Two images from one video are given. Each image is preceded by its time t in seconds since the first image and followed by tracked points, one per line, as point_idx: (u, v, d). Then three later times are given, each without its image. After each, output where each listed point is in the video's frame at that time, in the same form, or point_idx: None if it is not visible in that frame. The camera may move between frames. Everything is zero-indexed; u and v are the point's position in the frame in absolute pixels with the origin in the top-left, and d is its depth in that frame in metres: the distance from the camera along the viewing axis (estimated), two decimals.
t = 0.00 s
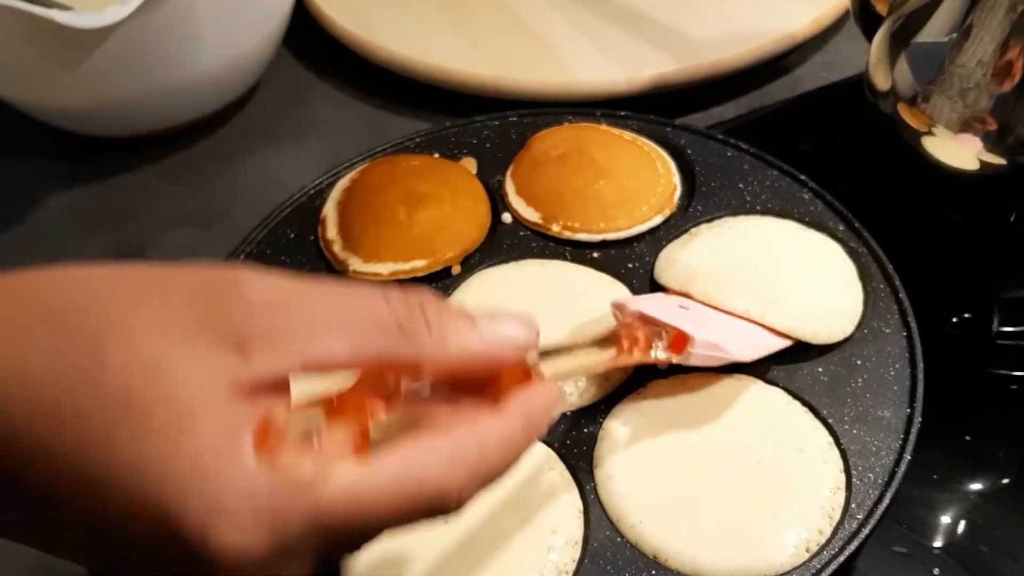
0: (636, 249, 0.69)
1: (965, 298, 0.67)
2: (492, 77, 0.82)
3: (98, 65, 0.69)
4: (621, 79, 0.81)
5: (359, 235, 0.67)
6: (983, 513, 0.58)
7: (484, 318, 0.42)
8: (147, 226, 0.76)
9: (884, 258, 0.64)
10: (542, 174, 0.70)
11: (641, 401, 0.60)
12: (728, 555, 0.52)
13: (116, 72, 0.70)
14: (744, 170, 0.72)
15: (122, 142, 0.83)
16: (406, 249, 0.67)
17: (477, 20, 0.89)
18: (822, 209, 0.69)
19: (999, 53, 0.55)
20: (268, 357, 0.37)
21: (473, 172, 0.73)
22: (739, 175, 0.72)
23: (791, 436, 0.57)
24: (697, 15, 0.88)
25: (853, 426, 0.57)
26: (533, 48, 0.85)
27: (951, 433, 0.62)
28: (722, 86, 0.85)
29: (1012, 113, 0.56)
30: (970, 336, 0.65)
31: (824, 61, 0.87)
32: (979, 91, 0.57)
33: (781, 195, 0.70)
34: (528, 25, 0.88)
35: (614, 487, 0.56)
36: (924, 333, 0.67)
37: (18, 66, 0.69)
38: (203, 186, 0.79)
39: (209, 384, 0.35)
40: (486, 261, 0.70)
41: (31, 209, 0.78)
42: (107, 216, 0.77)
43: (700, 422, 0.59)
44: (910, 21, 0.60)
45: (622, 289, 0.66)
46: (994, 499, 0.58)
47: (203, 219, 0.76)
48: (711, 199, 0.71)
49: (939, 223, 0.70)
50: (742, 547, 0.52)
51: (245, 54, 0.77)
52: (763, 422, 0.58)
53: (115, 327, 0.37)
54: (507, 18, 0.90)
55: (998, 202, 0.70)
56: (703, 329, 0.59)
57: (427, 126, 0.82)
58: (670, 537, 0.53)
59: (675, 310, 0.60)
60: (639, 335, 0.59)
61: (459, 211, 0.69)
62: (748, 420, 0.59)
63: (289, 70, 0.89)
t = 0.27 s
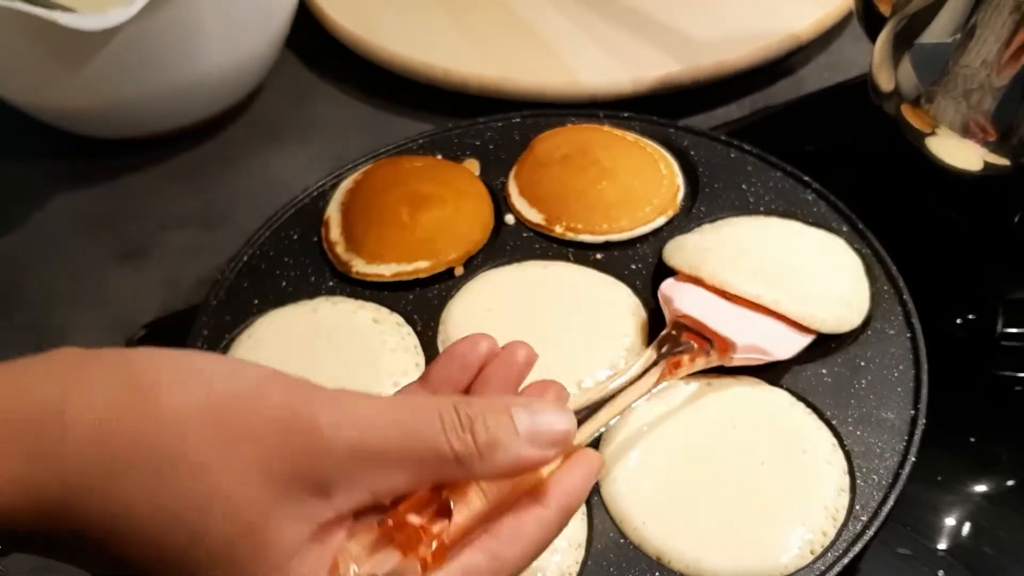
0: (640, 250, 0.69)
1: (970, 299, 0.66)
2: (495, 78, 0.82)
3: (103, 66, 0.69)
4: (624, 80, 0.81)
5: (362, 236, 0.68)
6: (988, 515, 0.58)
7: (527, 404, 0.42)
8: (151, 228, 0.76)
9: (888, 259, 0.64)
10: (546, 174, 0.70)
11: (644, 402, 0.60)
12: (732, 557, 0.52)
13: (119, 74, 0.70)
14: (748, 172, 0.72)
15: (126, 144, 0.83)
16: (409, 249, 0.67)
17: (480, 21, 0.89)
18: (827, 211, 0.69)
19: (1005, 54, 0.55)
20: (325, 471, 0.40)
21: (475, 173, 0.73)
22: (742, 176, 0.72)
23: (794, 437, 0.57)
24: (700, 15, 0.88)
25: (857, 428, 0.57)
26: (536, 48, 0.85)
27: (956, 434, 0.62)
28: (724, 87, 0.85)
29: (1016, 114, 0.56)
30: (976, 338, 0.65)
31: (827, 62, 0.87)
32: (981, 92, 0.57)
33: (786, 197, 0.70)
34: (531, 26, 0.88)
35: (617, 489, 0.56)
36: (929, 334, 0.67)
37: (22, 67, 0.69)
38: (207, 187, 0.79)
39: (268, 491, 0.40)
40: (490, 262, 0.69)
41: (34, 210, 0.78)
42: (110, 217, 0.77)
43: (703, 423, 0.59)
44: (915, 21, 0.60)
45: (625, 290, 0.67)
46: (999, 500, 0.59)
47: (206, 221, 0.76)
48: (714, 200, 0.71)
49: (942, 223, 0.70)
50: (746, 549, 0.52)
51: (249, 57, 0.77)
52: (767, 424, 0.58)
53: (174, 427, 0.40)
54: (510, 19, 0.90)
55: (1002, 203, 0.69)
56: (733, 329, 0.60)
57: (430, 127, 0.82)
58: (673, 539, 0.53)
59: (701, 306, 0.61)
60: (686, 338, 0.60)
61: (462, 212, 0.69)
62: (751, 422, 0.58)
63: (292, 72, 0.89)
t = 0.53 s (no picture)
0: (642, 253, 0.70)
1: (969, 302, 0.67)
2: (499, 82, 0.82)
3: (110, 70, 0.70)
4: (626, 84, 0.81)
5: (367, 239, 0.68)
6: (987, 516, 0.59)
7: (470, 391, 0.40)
8: (157, 230, 0.77)
9: (887, 260, 0.64)
10: (548, 178, 0.71)
11: (647, 405, 0.61)
12: (733, 557, 0.52)
13: (126, 77, 0.71)
14: (749, 175, 0.72)
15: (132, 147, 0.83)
16: (413, 252, 0.68)
17: (483, 25, 0.90)
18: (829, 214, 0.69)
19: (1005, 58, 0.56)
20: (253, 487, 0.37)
21: (479, 176, 0.74)
22: (744, 179, 0.72)
23: (795, 438, 0.58)
24: (701, 19, 0.89)
25: (857, 429, 0.58)
26: (538, 52, 0.86)
27: (955, 435, 0.63)
28: (725, 91, 0.86)
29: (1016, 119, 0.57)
30: (976, 340, 0.65)
31: (827, 66, 0.88)
32: (981, 97, 0.58)
33: (784, 199, 0.70)
34: (534, 30, 0.89)
35: (619, 489, 0.57)
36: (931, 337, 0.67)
37: (30, 71, 0.70)
38: (212, 190, 0.80)
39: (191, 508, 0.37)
40: (493, 265, 0.70)
41: (41, 213, 0.79)
42: (116, 220, 0.78)
43: (705, 424, 0.59)
44: (915, 26, 0.60)
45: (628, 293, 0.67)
46: (998, 501, 0.59)
47: (212, 223, 0.77)
48: (716, 203, 0.71)
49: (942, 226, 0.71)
50: (748, 549, 0.53)
51: (253, 60, 0.78)
52: (768, 425, 0.59)
53: (139, 464, 0.38)
54: (512, 22, 0.90)
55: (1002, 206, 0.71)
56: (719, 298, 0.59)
57: (433, 130, 0.83)
58: (676, 539, 0.54)
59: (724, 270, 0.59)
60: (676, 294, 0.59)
61: (466, 215, 0.70)
62: (753, 424, 0.59)
63: (296, 75, 0.90)
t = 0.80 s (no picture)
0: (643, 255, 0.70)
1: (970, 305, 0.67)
2: (499, 84, 0.82)
3: (111, 72, 0.70)
4: (627, 86, 0.81)
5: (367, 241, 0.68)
6: (988, 519, 0.59)
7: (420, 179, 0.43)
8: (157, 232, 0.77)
9: (888, 264, 0.64)
10: (549, 180, 0.71)
11: (647, 408, 0.61)
12: (734, 561, 0.52)
13: (127, 79, 0.71)
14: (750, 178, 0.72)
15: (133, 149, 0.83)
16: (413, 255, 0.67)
17: (485, 27, 0.90)
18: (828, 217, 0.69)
19: (1005, 61, 0.56)
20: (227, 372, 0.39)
21: (480, 178, 0.73)
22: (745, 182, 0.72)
23: (796, 442, 0.58)
24: (702, 21, 0.89)
25: (858, 433, 0.58)
26: (539, 54, 0.86)
27: (956, 438, 0.63)
28: (726, 93, 0.86)
29: (1016, 122, 0.56)
30: (977, 343, 0.65)
31: (829, 68, 0.87)
32: (982, 100, 0.57)
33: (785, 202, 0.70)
34: (535, 32, 0.89)
35: (620, 492, 0.57)
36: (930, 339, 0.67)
37: (30, 74, 0.70)
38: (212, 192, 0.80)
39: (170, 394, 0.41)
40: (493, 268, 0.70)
41: (41, 215, 0.79)
42: (116, 221, 0.78)
43: (705, 428, 0.59)
44: (917, 29, 0.61)
45: (628, 295, 0.67)
46: (999, 504, 0.59)
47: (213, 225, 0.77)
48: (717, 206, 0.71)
49: (943, 229, 0.71)
50: (749, 553, 0.53)
51: (254, 62, 0.78)
52: (769, 429, 0.59)
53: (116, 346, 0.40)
54: (513, 24, 0.90)
55: (1003, 207, 0.71)
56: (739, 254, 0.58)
57: (434, 132, 0.83)
58: (677, 543, 0.54)
59: (734, 222, 0.57)
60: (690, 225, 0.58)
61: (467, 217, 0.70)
62: (754, 427, 0.59)
63: (298, 77, 0.90)
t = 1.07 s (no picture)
0: (645, 252, 0.70)
1: (971, 302, 0.67)
2: (501, 81, 0.82)
3: (111, 69, 0.70)
4: (629, 83, 0.81)
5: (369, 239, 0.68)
6: (991, 515, 0.59)
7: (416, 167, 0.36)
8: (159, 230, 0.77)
9: (891, 261, 0.64)
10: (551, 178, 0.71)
11: (649, 404, 0.61)
12: (736, 557, 0.52)
13: (128, 76, 0.71)
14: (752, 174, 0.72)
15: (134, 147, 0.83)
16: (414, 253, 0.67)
17: (486, 24, 0.90)
18: (830, 213, 0.69)
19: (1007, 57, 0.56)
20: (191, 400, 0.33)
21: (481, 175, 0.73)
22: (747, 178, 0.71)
23: (798, 438, 0.58)
24: (703, 18, 0.89)
25: (860, 429, 0.58)
26: (540, 51, 0.86)
27: (958, 435, 0.62)
28: (728, 90, 0.86)
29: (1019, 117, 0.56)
30: (979, 339, 0.65)
31: (830, 65, 0.87)
32: (984, 96, 0.57)
33: (787, 199, 0.70)
34: (536, 30, 0.89)
35: (622, 489, 0.57)
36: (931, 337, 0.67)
37: (31, 71, 0.70)
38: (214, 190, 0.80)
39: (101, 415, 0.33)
40: (495, 264, 0.70)
41: (43, 213, 0.78)
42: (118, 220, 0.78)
43: (706, 424, 0.59)
44: (918, 25, 0.61)
45: (630, 292, 0.67)
46: (1002, 500, 0.59)
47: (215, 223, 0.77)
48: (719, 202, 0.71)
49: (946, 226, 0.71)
50: (751, 548, 0.53)
51: (255, 59, 0.78)
52: (771, 425, 0.59)
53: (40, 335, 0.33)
54: (514, 21, 0.90)
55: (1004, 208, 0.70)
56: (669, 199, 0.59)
57: (435, 130, 0.83)
58: (679, 540, 0.54)
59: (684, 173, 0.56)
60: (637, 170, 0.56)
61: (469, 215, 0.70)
62: (756, 423, 0.59)
63: (299, 74, 0.90)
